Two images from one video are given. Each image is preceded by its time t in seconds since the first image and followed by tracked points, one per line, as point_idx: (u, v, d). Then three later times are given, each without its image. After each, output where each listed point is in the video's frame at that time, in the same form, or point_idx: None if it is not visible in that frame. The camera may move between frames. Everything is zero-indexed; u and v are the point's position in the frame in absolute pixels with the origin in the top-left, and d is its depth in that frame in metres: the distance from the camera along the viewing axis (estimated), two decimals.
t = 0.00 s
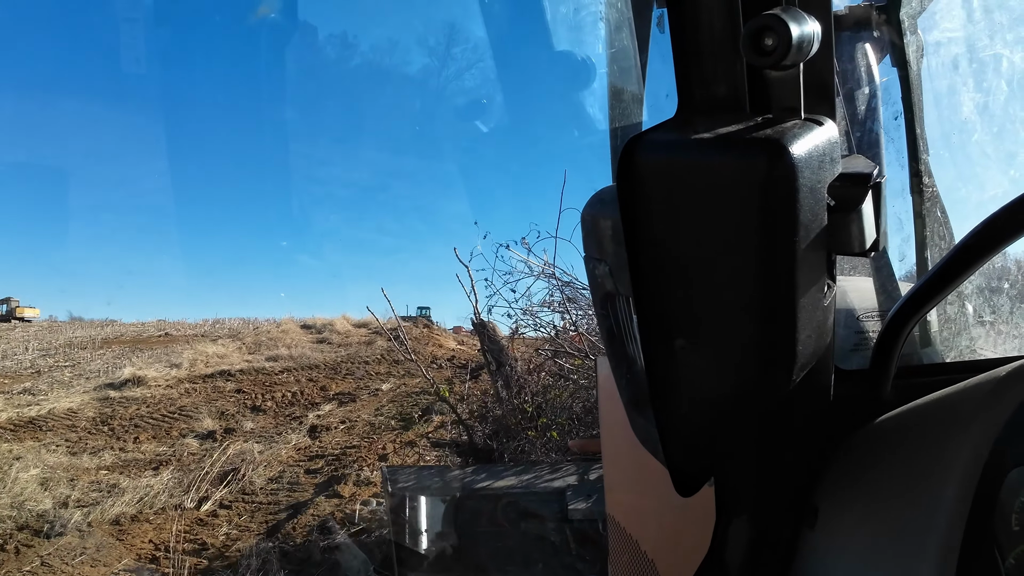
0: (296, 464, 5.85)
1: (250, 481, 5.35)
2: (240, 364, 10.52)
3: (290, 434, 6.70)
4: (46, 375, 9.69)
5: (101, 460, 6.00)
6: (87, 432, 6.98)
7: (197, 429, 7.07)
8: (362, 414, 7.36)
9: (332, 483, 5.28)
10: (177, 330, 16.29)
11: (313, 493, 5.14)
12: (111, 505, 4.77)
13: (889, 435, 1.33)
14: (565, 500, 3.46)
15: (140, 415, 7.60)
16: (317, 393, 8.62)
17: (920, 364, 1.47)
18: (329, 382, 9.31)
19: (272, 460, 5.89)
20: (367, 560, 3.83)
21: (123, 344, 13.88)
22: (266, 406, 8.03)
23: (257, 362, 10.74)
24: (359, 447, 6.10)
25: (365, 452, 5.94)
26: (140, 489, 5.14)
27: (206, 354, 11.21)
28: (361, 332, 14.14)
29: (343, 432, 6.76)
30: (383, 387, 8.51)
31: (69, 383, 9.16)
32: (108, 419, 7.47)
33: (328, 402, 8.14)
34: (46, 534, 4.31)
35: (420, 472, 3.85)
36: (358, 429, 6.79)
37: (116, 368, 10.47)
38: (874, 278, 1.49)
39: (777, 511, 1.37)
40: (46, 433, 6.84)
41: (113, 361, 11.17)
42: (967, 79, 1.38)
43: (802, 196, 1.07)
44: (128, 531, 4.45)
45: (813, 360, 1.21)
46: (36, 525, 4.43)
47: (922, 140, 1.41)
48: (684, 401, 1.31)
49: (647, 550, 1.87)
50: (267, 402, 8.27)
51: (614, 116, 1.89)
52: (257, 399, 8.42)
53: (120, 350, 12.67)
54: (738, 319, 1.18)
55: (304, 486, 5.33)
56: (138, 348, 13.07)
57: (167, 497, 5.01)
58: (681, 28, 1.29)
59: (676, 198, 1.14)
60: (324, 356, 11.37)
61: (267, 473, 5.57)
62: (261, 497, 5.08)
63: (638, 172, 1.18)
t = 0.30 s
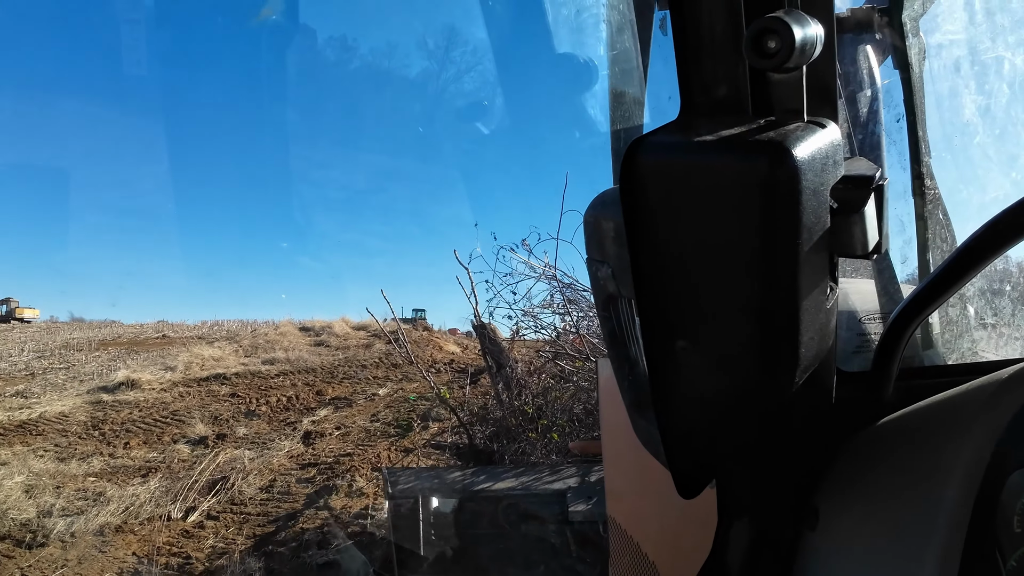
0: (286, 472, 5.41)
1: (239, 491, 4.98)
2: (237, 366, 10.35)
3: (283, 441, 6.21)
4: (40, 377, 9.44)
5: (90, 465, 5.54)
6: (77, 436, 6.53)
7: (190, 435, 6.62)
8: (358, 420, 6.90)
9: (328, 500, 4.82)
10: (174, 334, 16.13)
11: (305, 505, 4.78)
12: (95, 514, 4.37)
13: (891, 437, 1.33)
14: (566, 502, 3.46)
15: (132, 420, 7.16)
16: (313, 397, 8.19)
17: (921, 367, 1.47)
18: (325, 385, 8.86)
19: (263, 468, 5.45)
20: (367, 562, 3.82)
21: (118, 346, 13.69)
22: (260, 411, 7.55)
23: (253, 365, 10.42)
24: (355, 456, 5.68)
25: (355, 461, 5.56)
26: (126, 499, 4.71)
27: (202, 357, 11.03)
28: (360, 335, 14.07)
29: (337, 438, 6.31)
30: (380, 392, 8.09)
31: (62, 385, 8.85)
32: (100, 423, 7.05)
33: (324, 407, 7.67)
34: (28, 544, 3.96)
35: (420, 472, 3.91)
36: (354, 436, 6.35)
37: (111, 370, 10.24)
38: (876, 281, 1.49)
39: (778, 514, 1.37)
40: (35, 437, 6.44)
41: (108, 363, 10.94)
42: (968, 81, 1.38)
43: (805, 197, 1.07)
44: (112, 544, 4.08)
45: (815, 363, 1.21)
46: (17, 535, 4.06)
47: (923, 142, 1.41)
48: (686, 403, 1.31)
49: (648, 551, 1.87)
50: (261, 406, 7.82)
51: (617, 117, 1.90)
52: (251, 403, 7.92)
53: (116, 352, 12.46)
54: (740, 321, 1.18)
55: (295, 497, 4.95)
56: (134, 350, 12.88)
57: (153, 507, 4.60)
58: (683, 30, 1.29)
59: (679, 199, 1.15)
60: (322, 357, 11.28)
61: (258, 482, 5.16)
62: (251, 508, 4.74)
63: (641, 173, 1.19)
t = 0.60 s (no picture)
0: (275, 482, 5.29)
1: (227, 501, 4.85)
2: (232, 369, 10.31)
3: (275, 447, 6.15)
4: (32, 380, 9.39)
5: (77, 472, 5.51)
6: (66, 441, 6.55)
7: (181, 440, 6.59)
8: (353, 426, 6.81)
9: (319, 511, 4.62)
10: (172, 335, 16.10)
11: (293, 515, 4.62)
12: (77, 524, 4.30)
13: (892, 440, 1.32)
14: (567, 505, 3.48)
15: (123, 424, 7.16)
16: (309, 401, 8.16)
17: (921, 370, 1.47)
18: (321, 389, 8.82)
19: (252, 477, 5.32)
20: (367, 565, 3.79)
21: (114, 348, 13.62)
22: (253, 416, 7.51)
23: (248, 368, 10.38)
24: (349, 464, 5.56)
25: (348, 470, 5.42)
26: (111, 508, 4.64)
27: (197, 359, 10.97)
28: (359, 338, 14.05)
29: (331, 444, 6.23)
30: (376, 396, 8.01)
31: (54, 388, 8.81)
32: (90, 426, 7.06)
33: (319, 411, 7.60)
34: (7, 556, 3.92)
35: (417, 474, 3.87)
36: (349, 442, 6.24)
37: (104, 373, 10.18)
38: (876, 283, 1.48)
39: (779, 518, 1.36)
40: (24, 442, 6.43)
41: (102, 365, 10.88)
42: (969, 83, 1.38)
43: (804, 198, 1.06)
44: (93, 554, 3.99)
45: (814, 364, 1.21)
46: None
47: (923, 144, 1.41)
48: (686, 404, 1.31)
49: (647, 555, 1.86)
50: (255, 410, 7.77)
51: (618, 118, 1.89)
52: (245, 408, 7.90)
53: (111, 354, 12.41)
54: (739, 322, 1.17)
55: (283, 507, 4.78)
56: (129, 352, 12.82)
57: (137, 516, 4.52)
58: (682, 31, 1.29)
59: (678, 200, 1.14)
60: (320, 360, 11.25)
61: (247, 492, 5.03)
62: (237, 518, 4.59)
63: (639, 174, 1.19)
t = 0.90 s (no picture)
0: (266, 490, 5.19)
1: (216, 510, 4.75)
2: (227, 372, 10.28)
3: (268, 453, 6.12)
4: (25, 382, 9.35)
5: (64, 479, 5.51)
6: (57, 445, 6.56)
7: (172, 445, 6.57)
8: (348, 431, 6.77)
9: (311, 522, 4.50)
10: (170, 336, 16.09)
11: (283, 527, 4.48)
12: (60, 535, 4.18)
13: (894, 442, 1.33)
14: (569, 507, 3.46)
15: (114, 428, 7.15)
16: (305, 405, 8.14)
17: (925, 372, 1.47)
18: (317, 392, 8.81)
19: (243, 486, 5.24)
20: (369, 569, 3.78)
21: (109, 349, 13.59)
22: (248, 420, 7.49)
23: (244, 371, 10.36)
24: (343, 472, 5.49)
25: (340, 479, 5.32)
26: (95, 517, 4.58)
27: (193, 361, 10.94)
28: (358, 340, 14.04)
29: (325, 450, 6.22)
30: (373, 400, 7.96)
31: (46, 391, 8.79)
32: (81, 431, 7.06)
33: (314, 416, 7.58)
34: None
35: (415, 478, 3.87)
36: (343, 449, 6.21)
37: (98, 375, 10.14)
38: (878, 286, 1.49)
39: (784, 519, 1.36)
40: (14, 446, 6.43)
41: (96, 367, 10.84)
42: (970, 85, 1.38)
43: (807, 202, 1.07)
44: (77, 565, 3.85)
45: (817, 367, 1.21)
46: None
47: (925, 147, 1.41)
48: (689, 407, 1.31)
49: (649, 557, 1.86)
50: (249, 415, 7.75)
51: (618, 121, 1.89)
52: (239, 412, 7.88)
53: (106, 356, 12.37)
54: (742, 325, 1.18)
55: (274, 516, 4.68)
56: (124, 353, 12.78)
57: (122, 526, 4.44)
58: (684, 35, 1.30)
59: (681, 203, 1.15)
60: (318, 362, 11.23)
61: (236, 501, 4.94)
62: (225, 529, 4.46)
63: (642, 178, 1.19)
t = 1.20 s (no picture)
0: (255, 499, 5.08)
1: (203, 519, 4.65)
2: (222, 374, 10.25)
3: (260, 459, 6.08)
4: (19, 384, 9.32)
5: (51, 484, 5.52)
6: (46, 450, 6.57)
7: (163, 450, 6.54)
8: (343, 437, 6.73)
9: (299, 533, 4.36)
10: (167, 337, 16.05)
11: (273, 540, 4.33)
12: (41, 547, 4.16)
13: (893, 442, 1.32)
14: (570, 508, 3.43)
15: (104, 431, 7.15)
16: (300, 408, 8.11)
17: (924, 372, 1.47)
18: (314, 395, 8.77)
19: (232, 493, 5.17)
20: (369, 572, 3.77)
21: (105, 350, 13.57)
22: (242, 424, 7.46)
23: (240, 373, 10.33)
24: (334, 479, 5.41)
25: (333, 487, 5.20)
26: (78, 525, 4.53)
27: (188, 363, 10.91)
28: (356, 342, 14.02)
29: (319, 456, 6.17)
30: (370, 404, 7.92)
31: (39, 393, 8.77)
32: (71, 434, 7.05)
33: (309, 420, 7.56)
34: None
35: (412, 480, 3.87)
36: (336, 454, 6.17)
37: (93, 376, 10.12)
38: (877, 286, 1.48)
39: (784, 520, 1.36)
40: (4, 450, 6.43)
41: (90, 368, 10.81)
42: (969, 85, 1.38)
43: (804, 202, 1.06)
44: None
45: (816, 367, 1.21)
46: None
47: (924, 147, 1.42)
48: (688, 407, 1.31)
49: (649, 557, 1.86)
50: (243, 418, 7.72)
51: (618, 122, 1.89)
52: (234, 415, 7.86)
53: (102, 357, 12.35)
54: (741, 325, 1.18)
55: (262, 528, 4.54)
56: (119, 355, 12.75)
57: (104, 536, 4.36)
58: (683, 36, 1.30)
59: (680, 203, 1.15)
60: (316, 364, 11.21)
61: (224, 509, 4.84)
62: (211, 540, 4.37)
63: (641, 179, 1.19)
